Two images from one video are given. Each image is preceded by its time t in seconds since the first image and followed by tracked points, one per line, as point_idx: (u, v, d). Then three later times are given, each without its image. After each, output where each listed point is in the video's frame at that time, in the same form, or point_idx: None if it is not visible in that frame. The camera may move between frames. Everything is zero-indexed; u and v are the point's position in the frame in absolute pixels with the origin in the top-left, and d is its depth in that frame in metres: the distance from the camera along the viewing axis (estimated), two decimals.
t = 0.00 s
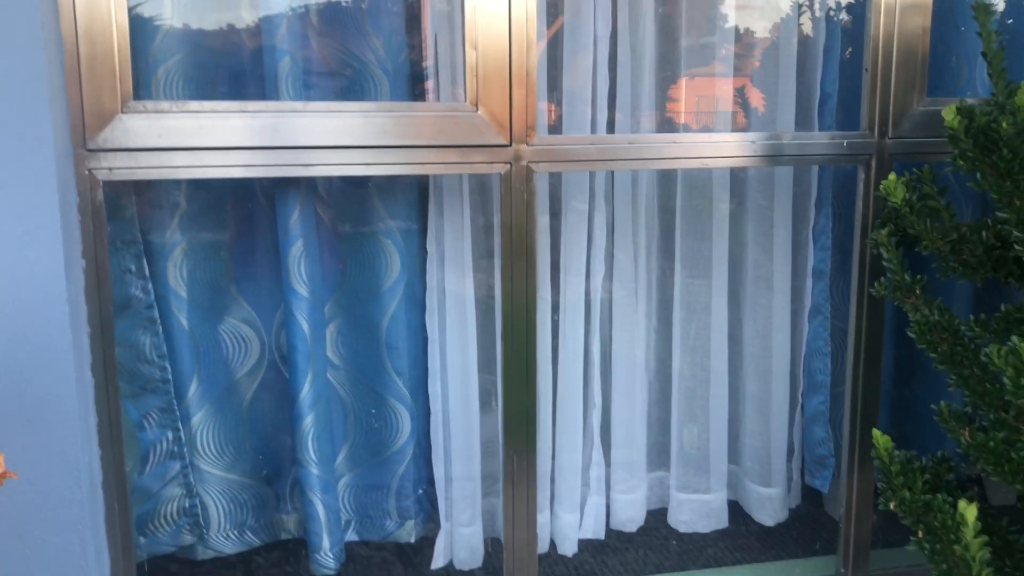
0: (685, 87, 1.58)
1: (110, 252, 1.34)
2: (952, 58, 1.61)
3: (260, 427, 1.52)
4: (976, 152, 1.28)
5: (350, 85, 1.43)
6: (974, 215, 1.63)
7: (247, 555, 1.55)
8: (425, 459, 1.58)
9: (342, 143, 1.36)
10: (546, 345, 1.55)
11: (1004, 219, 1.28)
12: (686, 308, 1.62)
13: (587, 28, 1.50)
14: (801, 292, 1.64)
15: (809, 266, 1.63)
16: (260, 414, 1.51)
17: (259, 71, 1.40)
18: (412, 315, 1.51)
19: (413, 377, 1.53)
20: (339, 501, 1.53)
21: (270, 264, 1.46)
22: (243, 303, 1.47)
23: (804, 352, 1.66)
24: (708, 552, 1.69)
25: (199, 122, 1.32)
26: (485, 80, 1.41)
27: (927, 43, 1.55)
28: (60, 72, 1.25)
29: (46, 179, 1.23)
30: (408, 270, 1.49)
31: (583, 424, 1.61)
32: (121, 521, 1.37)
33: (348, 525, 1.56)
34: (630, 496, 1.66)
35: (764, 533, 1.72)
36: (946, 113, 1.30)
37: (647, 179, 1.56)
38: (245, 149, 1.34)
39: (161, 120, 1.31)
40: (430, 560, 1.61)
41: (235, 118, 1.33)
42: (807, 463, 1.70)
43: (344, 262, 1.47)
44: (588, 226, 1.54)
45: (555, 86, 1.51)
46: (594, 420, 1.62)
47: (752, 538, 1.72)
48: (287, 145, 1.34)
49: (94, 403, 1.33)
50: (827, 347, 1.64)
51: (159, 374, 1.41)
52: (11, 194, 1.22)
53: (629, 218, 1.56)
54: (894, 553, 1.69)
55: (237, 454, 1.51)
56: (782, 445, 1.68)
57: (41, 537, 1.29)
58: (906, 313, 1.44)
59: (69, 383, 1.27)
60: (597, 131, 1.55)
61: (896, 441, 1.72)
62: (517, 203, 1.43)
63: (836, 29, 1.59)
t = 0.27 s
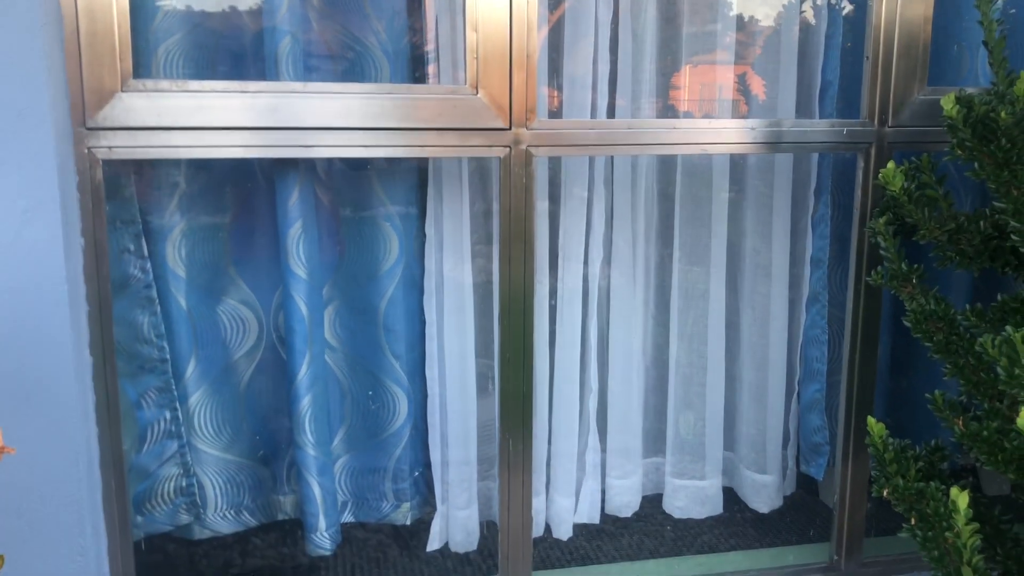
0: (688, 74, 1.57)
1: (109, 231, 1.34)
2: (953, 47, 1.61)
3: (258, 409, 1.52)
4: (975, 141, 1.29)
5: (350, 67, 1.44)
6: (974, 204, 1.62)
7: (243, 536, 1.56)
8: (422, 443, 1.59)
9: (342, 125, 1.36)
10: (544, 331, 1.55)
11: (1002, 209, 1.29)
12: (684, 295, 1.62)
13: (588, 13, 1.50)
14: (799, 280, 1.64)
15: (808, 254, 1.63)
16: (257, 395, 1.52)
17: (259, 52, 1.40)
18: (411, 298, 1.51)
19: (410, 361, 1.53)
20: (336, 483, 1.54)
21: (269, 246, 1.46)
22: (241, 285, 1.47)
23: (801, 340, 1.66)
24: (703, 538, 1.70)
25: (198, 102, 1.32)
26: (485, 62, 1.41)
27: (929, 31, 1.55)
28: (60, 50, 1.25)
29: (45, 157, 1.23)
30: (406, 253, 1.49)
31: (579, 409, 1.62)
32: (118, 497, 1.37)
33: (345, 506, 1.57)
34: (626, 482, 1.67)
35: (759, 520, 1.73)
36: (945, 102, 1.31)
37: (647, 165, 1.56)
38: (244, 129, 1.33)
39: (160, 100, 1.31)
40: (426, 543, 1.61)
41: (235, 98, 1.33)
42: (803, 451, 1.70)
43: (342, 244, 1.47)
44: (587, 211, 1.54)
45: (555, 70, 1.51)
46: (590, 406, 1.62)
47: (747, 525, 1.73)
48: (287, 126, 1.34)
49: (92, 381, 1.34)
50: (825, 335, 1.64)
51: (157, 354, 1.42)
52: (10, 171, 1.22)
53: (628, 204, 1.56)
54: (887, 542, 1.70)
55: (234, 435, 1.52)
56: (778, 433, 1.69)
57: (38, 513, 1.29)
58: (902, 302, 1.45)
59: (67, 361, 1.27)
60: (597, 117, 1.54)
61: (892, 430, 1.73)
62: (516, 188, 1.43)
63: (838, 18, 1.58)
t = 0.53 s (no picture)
0: (697, 72, 1.57)
1: (118, 225, 1.35)
2: (962, 51, 1.61)
3: (264, 402, 1.53)
4: (981, 146, 1.30)
5: (359, 64, 1.44)
6: (979, 209, 1.62)
7: (248, 528, 1.57)
8: (426, 438, 1.59)
9: (351, 122, 1.37)
10: (549, 329, 1.56)
11: (1007, 214, 1.30)
12: (689, 295, 1.62)
13: (597, 11, 1.50)
14: (805, 282, 1.64)
15: (814, 256, 1.63)
16: (264, 389, 1.53)
17: (269, 47, 1.40)
18: (417, 294, 1.52)
19: (416, 357, 1.54)
20: (341, 477, 1.55)
21: (276, 241, 1.47)
22: (249, 279, 1.48)
23: (805, 342, 1.66)
24: (705, 537, 1.71)
25: (208, 98, 1.33)
26: (494, 61, 1.41)
27: (937, 34, 1.55)
28: (72, 44, 1.26)
29: (57, 151, 1.24)
30: (413, 249, 1.50)
31: (583, 408, 1.62)
32: (125, 488, 1.39)
33: (349, 500, 1.58)
34: (629, 480, 1.68)
35: (762, 521, 1.73)
36: (952, 107, 1.32)
37: (654, 165, 1.56)
38: (254, 125, 1.34)
39: (171, 95, 1.32)
40: (429, 539, 1.62)
41: (245, 94, 1.33)
42: (806, 452, 1.71)
43: (350, 239, 1.48)
44: (594, 210, 1.54)
45: (564, 69, 1.51)
46: (594, 404, 1.63)
47: (750, 525, 1.73)
48: (296, 123, 1.35)
49: (100, 373, 1.35)
50: (829, 337, 1.64)
51: (165, 347, 1.43)
52: (22, 164, 1.23)
53: (634, 203, 1.56)
54: (888, 543, 1.71)
55: (240, 428, 1.53)
56: (781, 433, 1.69)
57: (46, 504, 1.31)
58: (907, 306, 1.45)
59: (76, 353, 1.29)
60: (605, 116, 1.55)
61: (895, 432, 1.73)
62: (524, 188, 1.45)
63: (847, 20, 1.59)
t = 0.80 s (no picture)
0: (707, 79, 1.58)
1: (131, 227, 1.36)
2: (971, 62, 1.62)
3: (273, 405, 1.54)
4: (989, 158, 1.31)
5: (370, 70, 1.45)
6: (989, 219, 1.61)
7: (255, 530, 1.58)
8: (433, 442, 1.60)
9: (362, 128, 1.38)
10: (556, 335, 1.56)
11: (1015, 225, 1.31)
12: (697, 302, 1.63)
13: (608, 18, 1.51)
14: (812, 291, 1.64)
15: (822, 265, 1.63)
16: (272, 392, 1.54)
17: (281, 52, 1.41)
18: (426, 299, 1.53)
19: (423, 361, 1.55)
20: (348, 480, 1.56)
21: (287, 244, 1.48)
22: (259, 282, 1.49)
23: (812, 350, 1.66)
24: (710, 544, 1.71)
25: (222, 102, 1.34)
26: (504, 69, 1.42)
27: (947, 45, 1.56)
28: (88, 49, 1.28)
29: (72, 154, 1.26)
30: (422, 253, 1.51)
31: (590, 413, 1.63)
32: (134, 493, 1.41)
33: (356, 503, 1.59)
34: (634, 486, 1.68)
35: (767, 529, 1.74)
36: (960, 119, 1.32)
37: (662, 173, 1.57)
38: (266, 130, 1.36)
39: (184, 99, 1.33)
40: (435, 542, 1.63)
41: (258, 99, 1.35)
42: (812, 461, 1.70)
43: (360, 243, 1.49)
44: (602, 216, 1.55)
45: (574, 77, 1.52)
46: (601, 410, 1.63)
47: (755, 533, 1.74)
48: (309, 128, 1.36)
49: (111, 375, 1.36)
50: (836, 346, 1.65)
51: (176, 349, 1.44)
52: (37, 167, 1.25)
53: (643, 210, 1.57)
54: (892, 553, 1.71)
55: (249, 430, 1.53)
56: (787, 441, 1.69)
57: (56, 503, 1.32)
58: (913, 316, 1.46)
59: (88, 354, 1.30)
60: (614, 123, 1.55)
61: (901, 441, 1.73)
62: (533, 194, 1.45)
63: (857, 30, 1.59)
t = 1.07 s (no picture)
0: (709, 92, 1.59)
1: (136, 240, 1.37)
2: (971, 78, 1.63)
3: (276, 417, 1.55)
4: (989, 175, 1.32)
5: (374, 85, 1.46)
6: (986, 234, 1.62)
7: (257, 542, 1.58)
8: (435, 455, 1.61)
9: (366, 142, 1.39)
10: (558, 349, 1.57)
11: (1016, 241, 1.32)
12: (698, 316, 1.63)
13: (610, 33, 1.53)
14: (813, 305, 1.65)
15: (823, 279, 1.64)
16: (275, 404, 1.54)
17: (286, 65, 1.43)
18: (428, 312, 1.53)
19: (426, 374, 1.55)
20: (350, 492, 1.56)
21: (291, 257, 1.49)
22: (263, 295, 1.50)
23: (814, 364, 1.67)
24: (711, 558, 1.71)
25: (227, 117, 1.35)
26: (507, 85, 1.44)
27: (947, 62, 1.57)
28: (95, 64, 1.29)
29: (79, 168, 1.27)
30: (425, 267, 1.52)
31: (591, 427, 1.63)
32: (138, 503, 1.41)
33: (358, 516, 1.59)
34: (636, 500, 1.68)
35: (769, 543, 1.74)
36: (960, 135, 1.32)
37: (664, 188, 1.57)
38: (271, 145, 1.37)
39: (190, 114, 1.34)
40: (437, 554, 1.64)
41: (263, 114, 1.36)
42: (813, 475, 1.71)
43: (363, 257, 1.50)
44: (604, 230, 1.56)
45: (577, 92, 1.53)
46: (602, 424, 1.64)
47: (757, 547, 1.73)
48: (313, 143, 1.37)
49: (115, 387, 1.37)
50: (837, 360, 1.65)
51: (180, 361, 1.45)
52: (44, 180, 1.26)
53: (645, 225, 1.58)
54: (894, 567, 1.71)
55: (252, 443, 1.54)
56: (789, 455, 1.69)
57: (59, 515, 1.32)
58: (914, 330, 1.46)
59: (92, 366, 1.31)
60: (616, 138, 1.57)
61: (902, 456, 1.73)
62: (535, 208, 1.46)
63: (858, 45, 1.61)
